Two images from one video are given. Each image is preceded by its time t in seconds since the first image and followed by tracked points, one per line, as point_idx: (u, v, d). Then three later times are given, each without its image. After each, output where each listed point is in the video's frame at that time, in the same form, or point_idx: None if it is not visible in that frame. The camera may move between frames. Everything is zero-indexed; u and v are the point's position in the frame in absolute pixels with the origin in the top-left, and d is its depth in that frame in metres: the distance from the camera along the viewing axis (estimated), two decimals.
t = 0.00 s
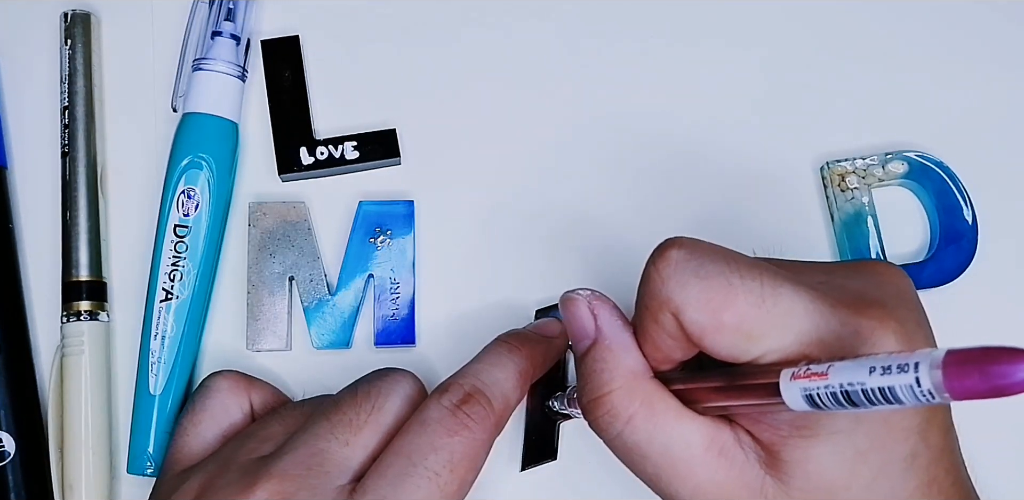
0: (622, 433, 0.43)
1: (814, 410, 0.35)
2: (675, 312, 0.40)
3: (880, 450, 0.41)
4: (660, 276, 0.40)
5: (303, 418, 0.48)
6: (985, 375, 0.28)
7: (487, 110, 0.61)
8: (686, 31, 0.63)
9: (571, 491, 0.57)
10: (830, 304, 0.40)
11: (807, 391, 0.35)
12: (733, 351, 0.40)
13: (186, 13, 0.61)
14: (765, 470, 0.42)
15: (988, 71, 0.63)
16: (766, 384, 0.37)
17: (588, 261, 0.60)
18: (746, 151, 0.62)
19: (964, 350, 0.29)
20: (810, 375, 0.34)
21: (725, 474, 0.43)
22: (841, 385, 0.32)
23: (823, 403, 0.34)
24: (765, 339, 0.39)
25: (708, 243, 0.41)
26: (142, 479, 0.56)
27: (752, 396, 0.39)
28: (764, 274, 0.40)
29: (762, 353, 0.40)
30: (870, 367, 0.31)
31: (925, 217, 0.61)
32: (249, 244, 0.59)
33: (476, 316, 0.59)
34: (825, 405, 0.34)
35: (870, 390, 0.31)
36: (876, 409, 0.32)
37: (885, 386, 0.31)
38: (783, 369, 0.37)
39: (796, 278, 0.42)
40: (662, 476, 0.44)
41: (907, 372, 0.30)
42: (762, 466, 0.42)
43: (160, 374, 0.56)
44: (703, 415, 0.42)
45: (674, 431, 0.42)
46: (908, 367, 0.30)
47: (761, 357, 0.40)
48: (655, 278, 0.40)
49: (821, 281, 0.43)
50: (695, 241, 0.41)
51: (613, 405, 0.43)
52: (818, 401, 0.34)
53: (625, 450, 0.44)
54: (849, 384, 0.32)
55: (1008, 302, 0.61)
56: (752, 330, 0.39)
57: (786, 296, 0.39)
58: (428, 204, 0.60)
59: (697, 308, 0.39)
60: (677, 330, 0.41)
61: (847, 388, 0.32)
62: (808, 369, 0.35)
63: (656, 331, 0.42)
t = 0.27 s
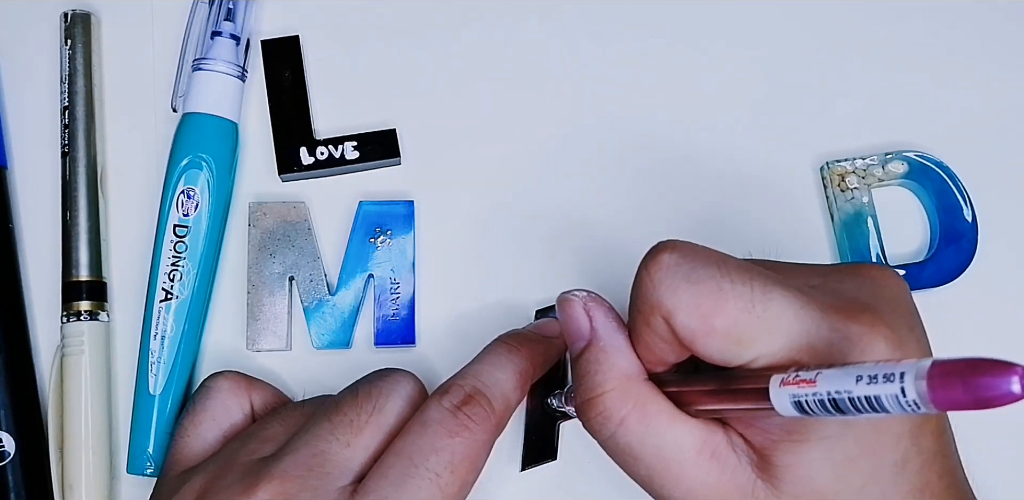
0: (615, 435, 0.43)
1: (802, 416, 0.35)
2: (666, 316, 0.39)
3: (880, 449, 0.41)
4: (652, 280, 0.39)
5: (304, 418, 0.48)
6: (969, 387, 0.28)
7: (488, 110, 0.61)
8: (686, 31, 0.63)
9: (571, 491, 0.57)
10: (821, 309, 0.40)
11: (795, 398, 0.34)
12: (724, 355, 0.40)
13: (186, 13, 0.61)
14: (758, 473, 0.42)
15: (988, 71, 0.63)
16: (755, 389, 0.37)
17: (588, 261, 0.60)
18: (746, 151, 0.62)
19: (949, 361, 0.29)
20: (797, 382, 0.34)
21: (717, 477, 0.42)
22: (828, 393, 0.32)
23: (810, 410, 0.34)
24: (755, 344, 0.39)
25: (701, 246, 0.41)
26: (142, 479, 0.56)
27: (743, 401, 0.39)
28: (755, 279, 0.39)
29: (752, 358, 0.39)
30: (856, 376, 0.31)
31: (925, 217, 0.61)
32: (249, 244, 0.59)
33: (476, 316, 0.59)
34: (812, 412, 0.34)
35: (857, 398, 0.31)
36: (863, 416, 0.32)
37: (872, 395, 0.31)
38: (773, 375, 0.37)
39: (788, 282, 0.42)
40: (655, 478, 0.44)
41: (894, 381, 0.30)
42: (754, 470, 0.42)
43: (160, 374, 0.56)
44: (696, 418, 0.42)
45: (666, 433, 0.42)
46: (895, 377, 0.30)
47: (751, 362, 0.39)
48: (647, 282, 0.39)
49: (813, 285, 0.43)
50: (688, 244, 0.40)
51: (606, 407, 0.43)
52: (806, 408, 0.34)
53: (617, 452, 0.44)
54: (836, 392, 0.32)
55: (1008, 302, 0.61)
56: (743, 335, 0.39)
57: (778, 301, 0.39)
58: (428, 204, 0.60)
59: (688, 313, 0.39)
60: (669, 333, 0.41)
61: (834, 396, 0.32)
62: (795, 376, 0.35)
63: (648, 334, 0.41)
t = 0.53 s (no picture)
0: (621, 434, 0.43)
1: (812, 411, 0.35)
2: (672, 313, 0.39)
3: (881, 449, 0.41)
4: (657, 278, 0.39)
5: (304, 418, 0.48)
6: (981, 377, 0.28)
7: (487, 110, 0.61)
8: (686, 31, 0.63)
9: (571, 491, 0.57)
10: (827, 305, 0.40)
11: (805, 392, 0.34)
12: (731, 352, 0.40)
13: (185, 13, 0.61)
14: (764, 470, 0.42)
15: (988, 71, 0.63)
16: (763, 384, 0.38)
17: (588, 261, 0.60)
18: (746, 151, 0.62)
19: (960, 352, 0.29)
20: (807, 376, 0.34)
21: (723, 474, 0.42)
22: (838, 387, 0.32)
23: (821, 405, 0.34)
24: (762, 341, 0.39)
25: (706, 245, 0.41)
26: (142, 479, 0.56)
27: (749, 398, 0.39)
28: (760, 276, 0.39)
29: (760, 354, 0.39)
30: (867, 369, 0.31)
31: (925, 217, 0.61)
32: (249, 244, 0.59)
33: (476, 316, 0.59)
34: (822, 407, 0.34)
35: (868, 391, 0.31)
36: (873, 410, 0.32)
37: (883, 387, 0.31)
38: (780, 371, 0.37)
39: (793, 280, 0.42)
40: (660, 477, 0.43)
41: (904, 374, 0.30)
42: (760, 467, 0.42)
43: (159, 374, 0.56)
44: (701, 416, 0.42)
45: (672, 432, 0.42)
46: (905, 369, 0.30)
47: (759, 358, 0.39)
48: (652, 280, 0.40)
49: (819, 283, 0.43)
50: (692, 242, 0.41)
51: (612, 405, 0.42)
52: (816, 403, 0.34)
53: (621, 451, 0.44)
54: (846, 385, 0.32)
55: (1007, 302, 0.61)
56: (750, 332, 0.39)
57: (783, 298, 0.39)
58: (427, 204, 0.60)
59: (694, 310, 0.39)
60: (675, 330, 0.41)
61: (844, 389, 0.32)
62: (805, 370, 0.35)
63: (654, 332, 0.41)
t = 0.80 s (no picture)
0: (612, 440, 0.43)
1: (799, 419, 0.35)
2: (661, 323, 0.39)
3: (881, 449, 0.41)
4: (646, 286, 0.39)
5: (305, 418, 0.48)
6: (964, 387, 0.28)
7: (488, 110, 0.61)
8: (686, 30, 0.63)
9: (571, 491, 0.57)
10: (817, 313, 0.40)
11: (792, 400, 0.34)
12: (721, 360, 0.39)
13: (185, 14, 0.61)
14: (755, 477, 0.42)
15: (988, 71, 0.63)
16: (753, 392, 0.38)
17: (588, 261, 0.60)
18: (746, 151, 0.62)
19: (943, 361, 0.29)
20: (795, 384, 0.34)
21: (714, 480, 0.42)
22: (825, 394, 0.32)
23: (808, 412, 0.34)
24: (751, 349, 0.39)
25: (695, 252, 0.40)
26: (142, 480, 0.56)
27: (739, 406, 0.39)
28: (749, 283, 0.39)
29: (749, 362, 0.39)
30: (853, 377, 0.31)
31: (925, 217, 0.61)
32: (249, 244, 0.59)
33: (476, 316, 0.59)
34: (809, 415, 0.34)
35: (854, 400, 0.31)
36: (859, 418, 0.33)
37: (868, 396, 0.31)
38: (768, 379, 0.37)
39: (783, 286, 0.42)
40: (652, 482, 0.43)
41: (890, 382, 0.30)
42: (751, 473, 0.42)
43: (159, 374, 0.56)
44: (696, 422, 0.42)
45: (664, 438, 0.42)
46: (890, 378, 0.30)
47: (748, 367, 0.39)
48: (641, 289, 0.39)
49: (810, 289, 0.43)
50: (681, 250, 0.40)
51: (603, 412, 0.42)
52: (803, 410, 0.34)
53: (614, 457, 0.44)
54: (833, 394, 0.32)
55: (1007, 302, 0.61)
56: (738, 340, 0.39)
57: (772, 306, 0.39)
58: (428, 204, 0.60)
59: (682, 319, 0.39)
60: (665, 339, 0.41)
61: (831, 397, 0.32)
62: (792, 378, 0.35)
63: (645, 342, 0.41)
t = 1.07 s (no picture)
0: (612, 439, 0.43)
1: (799, 419, 0.35)
2: (660, 322, 0.39)
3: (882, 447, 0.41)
4: (645, 287, 0.39)
5: (306, 418, 0.48)
6: (963, 386, 0.28)
7: (488, 110, 0.61)
8: (686, 30, 0.63)
9: (572, 491, 0.57)
10: (816, 312, 0.40)
11: (792, 399, 0.34)
12: (720, 360, 0.39)
13: (185, 14, 0.61)
14: (754, 477, 0.42)
15: (988, 71, 0.63)
16: (753, 393, 0.38)
17: (588, 261, 0.60)
18: (746, 151, 0.62)
19: (943, 360, 0.29)
20: (794, 384, 0.34)
21: (714, 481, 0.42)
22: (824, 394, 0.32)
23: (807, 412, 0.34)
24: (749, 349, 0.39)
25: (694, 252, 0.40)
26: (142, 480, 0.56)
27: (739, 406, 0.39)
28: (747, 283, 0.39)
29: (748, 362, 0.39)
30: (852, 377, 0.31)
31: (925, 217, 0.61)
32: (249, 244, 0.59)
33: (476, 316, 0.59)
34: (809, 414, 0.34)
35: (854, 399, 0.31)
36: (859, 417, 0.33)
37: (867, 396, 0.31)
38: (768, 378, 0.37)
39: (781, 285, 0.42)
40: (652, 482, 0.43)
41: (889, 382, 0.30)
42: (751, 474, 0.42)
43: (159, 374, 0.56)
44: (696, 423, 0.42)
45: (664, 438, 0.42)
46: (890, 377, 0.30)
47: (748, 366, 0.39)
48: (640, 289, 0.39)
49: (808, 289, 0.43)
50: (680, 250, 0.40)
51: (604, 411, 0.42)
52: (802, 410, 0.34)
53: (613, 456, 0.44)
54: (833, 393, 0.32)
55: (1007, 302, 0.61)
56: (737, 340, 0.39)
57: (770, 306, 0.39)
58: (428, 204, 0.60)
59: (681, 319, 0.39)
60: (664, 339, 0.40)
61: (830, 397, 0.32)
62: (792, 378, 0.35)
63: (645, 342, 0.41)
